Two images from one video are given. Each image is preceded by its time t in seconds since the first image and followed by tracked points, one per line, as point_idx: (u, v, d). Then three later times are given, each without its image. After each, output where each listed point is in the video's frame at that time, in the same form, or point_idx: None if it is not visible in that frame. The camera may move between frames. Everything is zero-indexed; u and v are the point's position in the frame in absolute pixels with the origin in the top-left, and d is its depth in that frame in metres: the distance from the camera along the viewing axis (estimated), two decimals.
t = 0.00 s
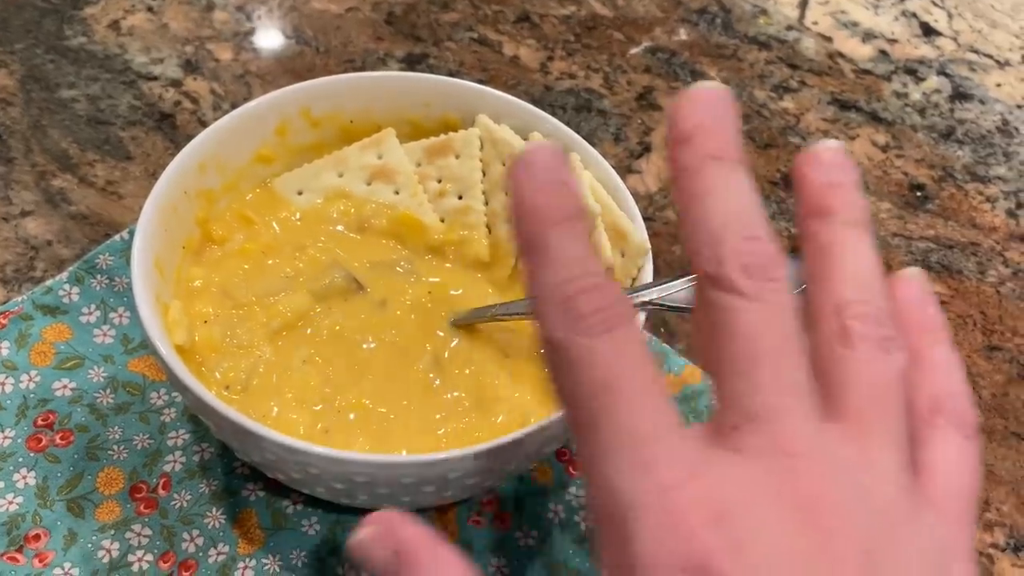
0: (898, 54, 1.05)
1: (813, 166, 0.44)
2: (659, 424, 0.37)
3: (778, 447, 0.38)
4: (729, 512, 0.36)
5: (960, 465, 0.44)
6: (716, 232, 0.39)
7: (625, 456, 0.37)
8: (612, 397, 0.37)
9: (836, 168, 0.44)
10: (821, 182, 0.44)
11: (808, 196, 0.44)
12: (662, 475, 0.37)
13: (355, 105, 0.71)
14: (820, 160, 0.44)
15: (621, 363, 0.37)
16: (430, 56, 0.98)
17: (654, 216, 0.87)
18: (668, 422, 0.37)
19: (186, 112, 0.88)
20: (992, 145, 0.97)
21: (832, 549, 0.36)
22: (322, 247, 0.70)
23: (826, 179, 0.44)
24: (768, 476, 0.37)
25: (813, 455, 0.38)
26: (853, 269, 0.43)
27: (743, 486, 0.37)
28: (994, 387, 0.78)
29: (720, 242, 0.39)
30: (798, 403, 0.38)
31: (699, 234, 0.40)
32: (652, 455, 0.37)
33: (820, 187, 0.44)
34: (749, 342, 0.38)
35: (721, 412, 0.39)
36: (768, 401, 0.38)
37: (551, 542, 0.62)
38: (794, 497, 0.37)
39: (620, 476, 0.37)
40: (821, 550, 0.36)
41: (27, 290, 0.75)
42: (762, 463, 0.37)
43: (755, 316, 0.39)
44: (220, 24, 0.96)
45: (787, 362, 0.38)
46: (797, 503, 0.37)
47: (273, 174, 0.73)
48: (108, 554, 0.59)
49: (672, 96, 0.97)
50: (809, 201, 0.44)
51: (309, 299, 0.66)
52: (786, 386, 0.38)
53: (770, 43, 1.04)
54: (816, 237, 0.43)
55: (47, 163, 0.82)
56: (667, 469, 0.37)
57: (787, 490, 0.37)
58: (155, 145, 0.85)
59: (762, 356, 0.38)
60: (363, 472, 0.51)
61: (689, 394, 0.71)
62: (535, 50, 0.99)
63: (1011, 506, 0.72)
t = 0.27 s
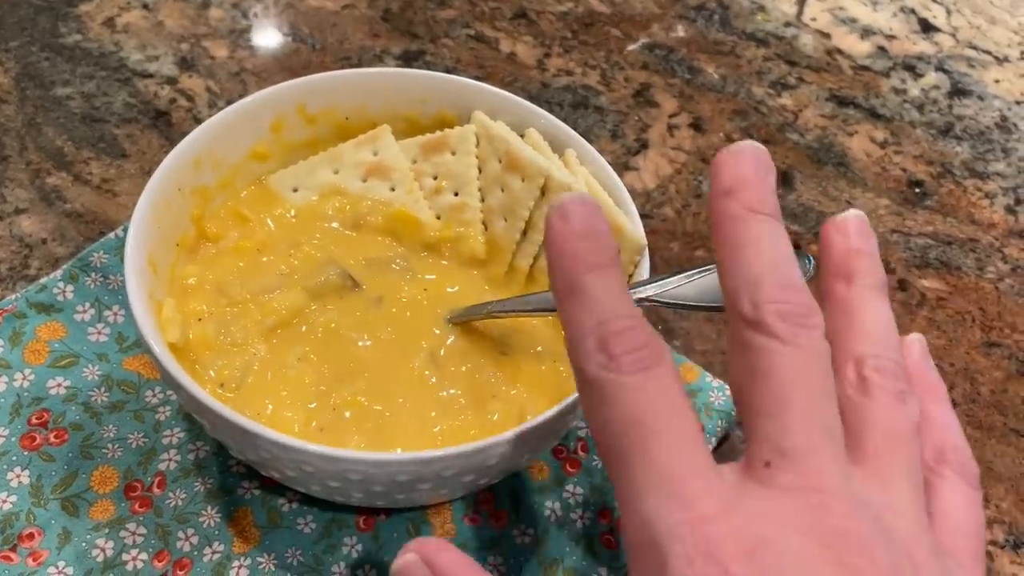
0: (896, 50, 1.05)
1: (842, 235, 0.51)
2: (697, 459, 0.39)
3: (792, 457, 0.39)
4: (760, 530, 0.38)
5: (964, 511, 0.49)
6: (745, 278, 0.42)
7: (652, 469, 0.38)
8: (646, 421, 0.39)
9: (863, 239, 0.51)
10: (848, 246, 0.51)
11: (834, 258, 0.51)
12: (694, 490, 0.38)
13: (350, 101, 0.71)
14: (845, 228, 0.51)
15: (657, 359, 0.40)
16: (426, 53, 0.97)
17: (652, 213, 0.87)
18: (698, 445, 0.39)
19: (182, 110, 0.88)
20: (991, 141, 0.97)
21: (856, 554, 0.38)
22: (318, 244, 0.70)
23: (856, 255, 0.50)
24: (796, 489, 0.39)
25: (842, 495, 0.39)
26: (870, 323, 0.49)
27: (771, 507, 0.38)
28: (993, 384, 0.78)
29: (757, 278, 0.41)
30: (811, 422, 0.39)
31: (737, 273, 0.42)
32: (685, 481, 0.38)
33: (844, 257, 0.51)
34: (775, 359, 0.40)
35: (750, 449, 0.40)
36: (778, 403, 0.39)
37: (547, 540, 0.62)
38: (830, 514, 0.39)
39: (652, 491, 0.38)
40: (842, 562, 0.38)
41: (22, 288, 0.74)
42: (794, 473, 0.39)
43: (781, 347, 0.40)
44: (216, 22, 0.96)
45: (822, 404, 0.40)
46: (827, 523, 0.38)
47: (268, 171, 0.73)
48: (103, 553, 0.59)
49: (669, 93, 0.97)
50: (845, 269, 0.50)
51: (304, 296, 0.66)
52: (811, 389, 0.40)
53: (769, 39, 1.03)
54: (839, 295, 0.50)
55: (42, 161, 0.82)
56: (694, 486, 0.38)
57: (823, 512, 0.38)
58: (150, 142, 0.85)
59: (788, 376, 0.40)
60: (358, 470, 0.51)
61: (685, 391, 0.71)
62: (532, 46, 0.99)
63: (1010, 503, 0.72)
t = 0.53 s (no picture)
0: (896, 47, 1.04)
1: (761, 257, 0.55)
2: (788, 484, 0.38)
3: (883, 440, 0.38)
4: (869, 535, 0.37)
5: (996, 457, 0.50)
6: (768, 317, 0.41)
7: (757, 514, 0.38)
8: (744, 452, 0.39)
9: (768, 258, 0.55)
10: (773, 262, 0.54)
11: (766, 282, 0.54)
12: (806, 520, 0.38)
13: (347, 99, 0.71)
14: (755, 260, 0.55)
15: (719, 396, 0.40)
16: (424, 51, 0.97)
17: (651, 210, 0.86)
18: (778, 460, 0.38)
19: (179, 108, 0.88)
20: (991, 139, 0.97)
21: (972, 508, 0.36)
22: (315, 243, 0.69)
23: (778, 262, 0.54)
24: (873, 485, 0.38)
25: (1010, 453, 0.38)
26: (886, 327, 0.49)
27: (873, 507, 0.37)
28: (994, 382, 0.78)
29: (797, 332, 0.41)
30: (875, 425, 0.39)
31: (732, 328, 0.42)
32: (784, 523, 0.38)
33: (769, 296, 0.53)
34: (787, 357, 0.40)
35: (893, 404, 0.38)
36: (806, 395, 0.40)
37: (545, 539, 0.62)
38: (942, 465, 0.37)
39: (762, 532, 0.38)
40: (1011, 519, 0.36)
41: (18, 287, 0.74)
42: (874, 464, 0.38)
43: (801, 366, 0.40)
44: (213, 20, 0.95)
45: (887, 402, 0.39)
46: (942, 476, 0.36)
47: (266, 170, 0.73)
48: (99, 553, 0.58)
49: (668, 90, 0.96)
50: (932, 174, 0.46)
51: (301, 295, 0.65)
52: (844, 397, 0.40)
53: (768, 36, 1.03)
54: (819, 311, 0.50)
55: (38, 160, 0.81)
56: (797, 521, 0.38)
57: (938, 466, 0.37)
58: (147, 141, 0.84)
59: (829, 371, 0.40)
60: (354, 469, 0.51)
61: (685, 390, 0.70)
62: (531, 44, 0.99)
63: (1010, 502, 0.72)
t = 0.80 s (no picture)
0: (898, 48, 1.04)
1: (740, 201, 0.50)
2: (900, 535, 0.46)
3: (936, 472, 0.47)
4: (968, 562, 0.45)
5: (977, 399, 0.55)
6: (796, 378, 0.48)
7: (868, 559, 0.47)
8: (856, 514, 0.47)
9: (762, 218, 0.49)
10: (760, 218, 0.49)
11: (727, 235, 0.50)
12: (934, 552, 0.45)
13: (351, 101, 0.71)
14: (743, 208, 0.49)
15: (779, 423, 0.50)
16: (427, 52, 0.97)
17: (653, 212, 0.86)
18: (894, 524, 0.46)
19: (182, 110, 0.88)
20: (992, 139, 0.97)
21: (940, 478, 0.47)
22: (318, 244, 0.70)
23: (764, 215, 0.50)
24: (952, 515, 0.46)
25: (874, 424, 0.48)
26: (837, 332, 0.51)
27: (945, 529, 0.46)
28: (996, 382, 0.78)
29: (813, 383, 0.48)
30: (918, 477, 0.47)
31: (772, 382, 0.49)
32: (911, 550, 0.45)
33: (736, 252, 0.49)
34: (832, 403, 0.48)
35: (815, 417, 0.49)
36: (882, 452, 0.47)
37: (550, 541, 0.62)
38: (941, 476, 0.48)
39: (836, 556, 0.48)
40: (900, 446, 0.48)
41: (22, 289, 0.74)
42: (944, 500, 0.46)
43: (852, 411, 0.48)
44: (216, 22, 0.96)
45: (906, 451, 0.48)
46: (952, 478, 0.48)
47: (270, 172, 0.73)
48: (105, 554, 0.58)
49: (670, 92, 0.97)
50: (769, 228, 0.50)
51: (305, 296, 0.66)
52: (887, 447, 0.48)
53: (770, 38, 1.03)
54: (757, 270, 0.49)
55: (42, 162, 0.82)
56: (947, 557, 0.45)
57: (952, 480, 0.48)
58: (151, 142, 0.85)
59: (865, 419, 0.48)
60: (359, 471, 0.51)
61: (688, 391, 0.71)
62: (533, 46, 0.99)
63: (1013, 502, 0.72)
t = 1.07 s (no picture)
0: (901, 49, 1.04)
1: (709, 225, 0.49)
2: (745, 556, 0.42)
3: (794, 491, 0.42)
4: None
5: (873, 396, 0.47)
6: (695, 391, 0.47)
7: None
8: (711, 530, 0.44)
9: (726, 248, 0.48)
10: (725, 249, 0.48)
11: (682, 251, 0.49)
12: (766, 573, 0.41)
13: (352, 104, 0.70)
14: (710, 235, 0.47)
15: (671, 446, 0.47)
16: (428, 54, 0.97)
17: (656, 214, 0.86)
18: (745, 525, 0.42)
19: (183, 113, 0.87)
20: (997, 141, 0.96)
21: (789, 492, 0.42)
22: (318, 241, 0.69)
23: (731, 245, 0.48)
24: (802, 537, 0.41)
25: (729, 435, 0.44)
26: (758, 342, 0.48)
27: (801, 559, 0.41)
28: (1002, 385, 0.77)
29: (707, 398, 0.46)
30: (787, 497, 0.42)
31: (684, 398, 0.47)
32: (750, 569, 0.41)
33: (694, 278, 0.48)
34: (703, 419, 0.45)
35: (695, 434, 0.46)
36: (743, 467, 0.43)
37: (553, 546, 0.62)
38: (812, 497, 0.42)
39: None
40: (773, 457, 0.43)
41: (22, 293, 0.74)
42: (787, 520, 0.42)
43: (720, 428, 0.45)
44: (217, 24, 0.95)
45: (783, 471, 0.43)
46: (819, 499, 0.42)
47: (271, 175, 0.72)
48: (105, 560, 0.58)
49: (673, 93, 0.96)
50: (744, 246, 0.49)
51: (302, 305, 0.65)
52: (746, 461, 0.44)
53: (772, 39, 1.02)
54: (709, 293, 0.47)
55: (43, 165, 0.81)
56: None
57: (825, 503, 0.42)
58: (152, 145, 0.84)
59: (737, 434, 0.44)
60: (362, 478, 0.51)
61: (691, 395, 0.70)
62: (535, 47, 0.98)
63: (1019, 506, 0.71)
